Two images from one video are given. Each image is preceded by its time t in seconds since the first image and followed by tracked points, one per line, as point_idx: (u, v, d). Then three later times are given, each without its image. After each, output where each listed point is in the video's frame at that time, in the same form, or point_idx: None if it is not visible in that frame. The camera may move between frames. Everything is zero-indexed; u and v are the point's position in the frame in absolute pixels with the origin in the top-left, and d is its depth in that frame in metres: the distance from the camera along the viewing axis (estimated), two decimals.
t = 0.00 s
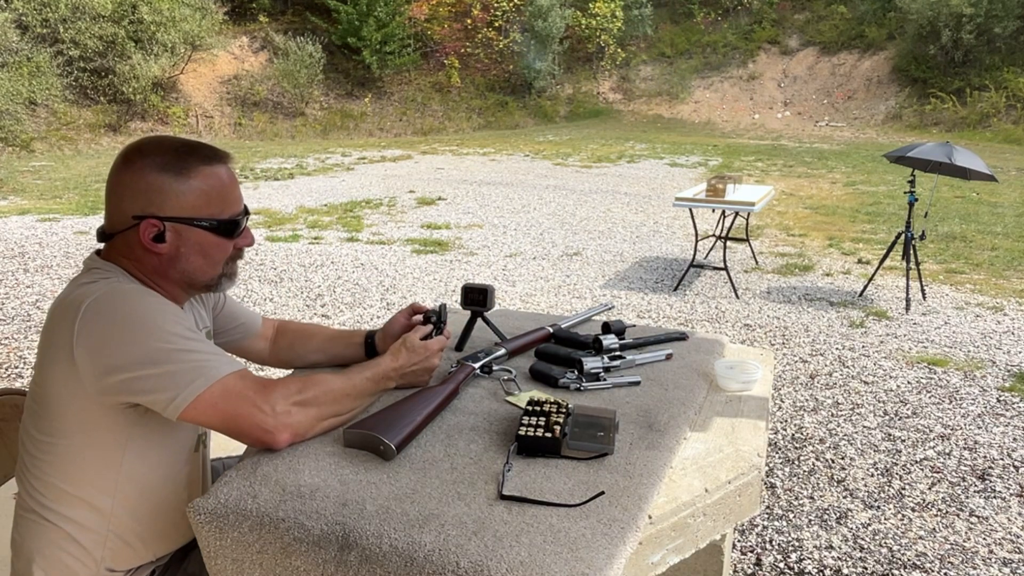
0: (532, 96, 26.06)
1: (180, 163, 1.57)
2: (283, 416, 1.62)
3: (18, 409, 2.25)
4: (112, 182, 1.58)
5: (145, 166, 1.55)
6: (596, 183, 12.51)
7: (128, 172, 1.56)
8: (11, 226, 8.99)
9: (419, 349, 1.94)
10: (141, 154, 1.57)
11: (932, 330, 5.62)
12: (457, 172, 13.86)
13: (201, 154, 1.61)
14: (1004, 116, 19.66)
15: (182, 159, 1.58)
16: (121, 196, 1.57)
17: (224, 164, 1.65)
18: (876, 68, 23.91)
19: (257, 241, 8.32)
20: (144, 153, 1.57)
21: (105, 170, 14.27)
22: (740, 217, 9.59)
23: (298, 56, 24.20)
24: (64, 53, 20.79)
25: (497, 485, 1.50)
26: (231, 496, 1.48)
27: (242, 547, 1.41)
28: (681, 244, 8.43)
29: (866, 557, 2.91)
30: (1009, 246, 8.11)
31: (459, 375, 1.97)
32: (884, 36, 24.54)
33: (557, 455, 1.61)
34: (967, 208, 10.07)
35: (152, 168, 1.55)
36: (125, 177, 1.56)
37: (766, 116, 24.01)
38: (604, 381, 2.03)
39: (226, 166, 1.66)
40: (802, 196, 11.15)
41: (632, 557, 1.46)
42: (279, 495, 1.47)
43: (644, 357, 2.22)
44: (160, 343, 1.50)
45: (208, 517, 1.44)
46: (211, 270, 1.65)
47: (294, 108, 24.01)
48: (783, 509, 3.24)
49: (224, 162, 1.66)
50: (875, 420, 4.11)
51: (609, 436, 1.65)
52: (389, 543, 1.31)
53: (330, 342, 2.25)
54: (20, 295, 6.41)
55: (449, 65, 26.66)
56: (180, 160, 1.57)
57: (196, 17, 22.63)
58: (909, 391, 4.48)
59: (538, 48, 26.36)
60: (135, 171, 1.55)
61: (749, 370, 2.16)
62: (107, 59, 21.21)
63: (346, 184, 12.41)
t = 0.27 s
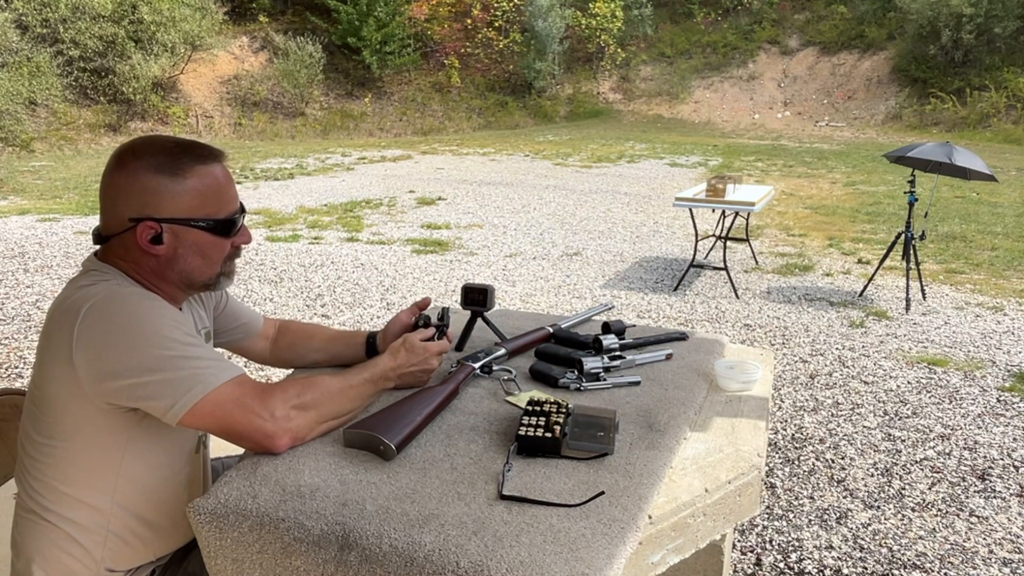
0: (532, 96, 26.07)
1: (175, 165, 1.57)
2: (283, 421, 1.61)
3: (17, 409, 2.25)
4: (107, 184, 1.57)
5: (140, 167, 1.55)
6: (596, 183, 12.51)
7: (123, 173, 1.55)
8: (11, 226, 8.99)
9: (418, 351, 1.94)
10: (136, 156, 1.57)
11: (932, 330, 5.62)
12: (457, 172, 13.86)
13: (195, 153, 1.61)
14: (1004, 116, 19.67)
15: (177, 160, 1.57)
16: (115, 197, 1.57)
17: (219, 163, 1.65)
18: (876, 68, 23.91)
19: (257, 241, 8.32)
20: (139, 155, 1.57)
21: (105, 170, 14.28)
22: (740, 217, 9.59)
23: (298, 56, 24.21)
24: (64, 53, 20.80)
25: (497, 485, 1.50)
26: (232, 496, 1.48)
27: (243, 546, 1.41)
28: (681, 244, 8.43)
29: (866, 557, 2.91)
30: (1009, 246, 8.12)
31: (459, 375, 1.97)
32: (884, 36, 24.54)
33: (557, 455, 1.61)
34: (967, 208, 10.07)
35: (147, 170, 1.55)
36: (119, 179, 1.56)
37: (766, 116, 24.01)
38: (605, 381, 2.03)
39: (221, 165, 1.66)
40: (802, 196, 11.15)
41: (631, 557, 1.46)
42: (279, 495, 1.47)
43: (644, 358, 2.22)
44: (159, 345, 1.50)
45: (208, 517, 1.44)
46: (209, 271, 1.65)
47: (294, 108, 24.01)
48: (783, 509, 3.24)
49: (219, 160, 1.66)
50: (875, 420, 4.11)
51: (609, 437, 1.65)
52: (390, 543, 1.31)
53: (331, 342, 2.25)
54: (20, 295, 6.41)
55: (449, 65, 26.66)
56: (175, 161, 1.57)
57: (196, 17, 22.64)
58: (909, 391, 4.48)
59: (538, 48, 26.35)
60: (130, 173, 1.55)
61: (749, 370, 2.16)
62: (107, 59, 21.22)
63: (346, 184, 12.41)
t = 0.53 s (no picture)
0: (532, 96, 26.06)
1: (177, 163, 1.57)
2: (281, 423, 1.61)
3: (18, 408, 2.25)
4: (109, 184, 1.57)
5: (142, 167, 1.55)
6: (596, 183, 12.51)
7: (125, 172, 1.55)
8: (11, 226, 8.99)
9: (419, 351, 1.94)
10: (137, 155, 1.57)
11: (932, 330, 5.62)
12: (457, 172, 13.86)
13: (197, 153, 1.61)
14: (1004, 116, 19.67)
15: (179, 159, 1.57)
16: (117, 196, 1.57)
17: (221, 162, 1.65)
18: (876, 68, 23.91)
19: (257, 241, 8.32)
20: (141, 154, 1.56)
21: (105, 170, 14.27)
22: (740, 217, 9.59)
23: (298, 56, 24.20)
24: (64, 53, 20.80)
25: (497, 485, 1.50)
26: (232, 496, 1.48)
27: (243, 547, 1.41)
28: (680, 244, 8.43)
29: (865, 557, 2.91)
30: (1008, 246, 8.12)
31: (459, 375, 1.97)
32: (884, 36, 24.54)
33: (557, 455, 1.61)
34: (967, 208, 10.07)
35: (148, 169, 1.55)
36: (121, 178, 1.56)
37: (766, 116, 24.00)
38: (605, 381, 2.03)
39: (222, 164, 1.66)
40: (802, 196, 11.15)
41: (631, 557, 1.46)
42: (279, 495, 1.47)
43: (644, 358, 2.22)
44: (161, 346, 1.50)
45: (209, 517, 1.44)
46: (210, 270, 1.65)
47: (294, 108, 23.99)
48: (783, 509, 3.24)
49: (221, 159, 1.66)
50: (875, 420, 4.11)
51: (610, 437, 1.65)
52: (390, 543, 1.31)
53: (332, 342, 2.25)
54: (20, 295, 6.41)
55: (449, 65, 26.66)
56: (177, 161, 1.57)
57: (197, 17, 22.65)
58: (909, 391, 4.48)
59: (538, 48, 26.32)
60: (132, 172, 1.55)
61: (749, 370, 2.16)
62: (107, 59, 21.22)
63: (346, 184, 12.41)
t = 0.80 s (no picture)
0: (532, 96, 26.05)
1: (176, 162, 1.57)
2: (279, 425, 1.60)
3: (18, 408, 2.25)
4: (109, 182, 1.57)
5: (141, 166, 1.55)
6: (596, 183, 12.51)
7: (124, 171, 1.56)
8: (10, 226, 8.99)
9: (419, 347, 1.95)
10: (137, 153, 1.57)
11: (932, 330, 5.62)
12: (457, 172, 13.86)
13: (197, 153, 1.61)
14: (1004, 116, 19.69)
15: (178, 158, 1.58)
16: (116, 193, 1.57)
17: (221, 163, 1.65)
18: (876, 68, 23.92)
19: (257, 241, 8.32)
20: (140, 154, 1.56)
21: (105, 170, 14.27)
22: (740, 217, 9.59)
23: (298, 56, 24.19)
24: (64, 53, 20.81)
25: (497, 485, 1.50)
26: (231, 496, 1.48)
27: (242, 546, 1.41)
28: (680, 244, 8.43)
29: (866, 557, 2.91)
30: (1008, 247, 8.12)
31: (459, 375, 1.97)
32: (883, 36, 24.55)
33: (557, 455, 1.61)
34: (966, 208, 10.07)
35: (147, 167, 1.55)
36: (120, 176, 1.56)
37: (766, 116, 23.99)
38: (605, 381, 2.03)
39: (222, 164, 1.66)
40: (802, 196, 11.15)
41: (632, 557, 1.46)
42: (279, 495, 1.47)
43: (644, 358, 2.22)
44: (160, 345, 1.50)
45: (209, 516, 1.44)
46: (208, 270, 1.65)
47: (294, 108, 23.99)
48: (783, 510, 3.24)
49: (221, 159, 1.66)
50: (875, 420, 4.11)
51: (610, 437, 1.65)
52: (390, 543, 1.31)
53: (333, 341, 2.25)
54: (20, 295, 6.41)
55: (449, 65, 26.65)
56: (176, 159, 1.57)
57: (197, 17, 22.65)
58: (909, 391, 4.48)
59: (538, 47, 26.29)
60: (131, 170, 1.55)
61: (749, 370, 2.16)
62: (107, 59, 21.23)
63: (346, 184, 12.41)
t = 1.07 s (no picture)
0: (532, 96, 26.05)
1: (173, 159, 1.57)
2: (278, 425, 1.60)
3: (18, 409, 2.25)
4: (108, 180, 1.58)
5: (138, 164, 1.56)
6: (596, 183, 12.51)
7: (123, 169, 1.56)
8: (10, 226, 8.99)
9: (418, 347, 1.95)
10: (134, 152, 1.57)
11: (932, 330, 5.62)
12: (457, 172, 13.86)
13: (195, 151, 1.61)
14: (1003, 116, 19.69)
15: (176, 156, 1.58)
16: (114, 192, 1.57)
17: (219, 162, 1.65)
18: (876, 68, 23.93)
19: (257, 241, 8.32)
20: (138, 152, 1.57)
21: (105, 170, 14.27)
22: (740, 217, 9.59)
23: (298, 56, 24.20)
24: (64, 53, 20.82)
25: (497, 485, 1.50)
26: (231, 496, 1.48)
27: (242, 547, 1.41)
28: (680, 244, 8.43)
29: (866, 557, 2.91)
30: (1008, 246, 8.12)
31: (459, 375, 1.97)
32: (883, 36, 24.55)
33: (557, 455, 1.61)
34: (966, 208, 10.07)
35: (144, 165, 1.55)
36: (118, 174, 1.57)
37: (766, 116, 23.99)
38: (604, 381, 2.03)
39: (221, 163, 1.67)
40: (802, 196, 11.15)
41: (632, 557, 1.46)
42: (279, 495, 1.47)
43: (644, 358, 2.22)
44: (160, 345, 1.50)
45: (209, 517, 1.44)
46: (205, 269, 1.65)
47: (294, 108, 23.99)
48: (783, 510, 3.24)
49: (218, 158, 1.66)
50: (875, 420, 4.12)
51: (609, 437, 1.65)
52: (390, 543, 1.31)
53: (332, 341, 2.25)
54: (20, 295, 6.41)
55: (449, 65, 26.65)
56: (174, 157, 1.57)
57: (197, 17, 22.66)
58: (909, 391, 4.48)
59: (538, 47, 26.26)
60: (129, 169, 1.56)
61: (749, 370, 2.16)
62: (107, 59, 21.23)
63: (346, 184, 12.41)
